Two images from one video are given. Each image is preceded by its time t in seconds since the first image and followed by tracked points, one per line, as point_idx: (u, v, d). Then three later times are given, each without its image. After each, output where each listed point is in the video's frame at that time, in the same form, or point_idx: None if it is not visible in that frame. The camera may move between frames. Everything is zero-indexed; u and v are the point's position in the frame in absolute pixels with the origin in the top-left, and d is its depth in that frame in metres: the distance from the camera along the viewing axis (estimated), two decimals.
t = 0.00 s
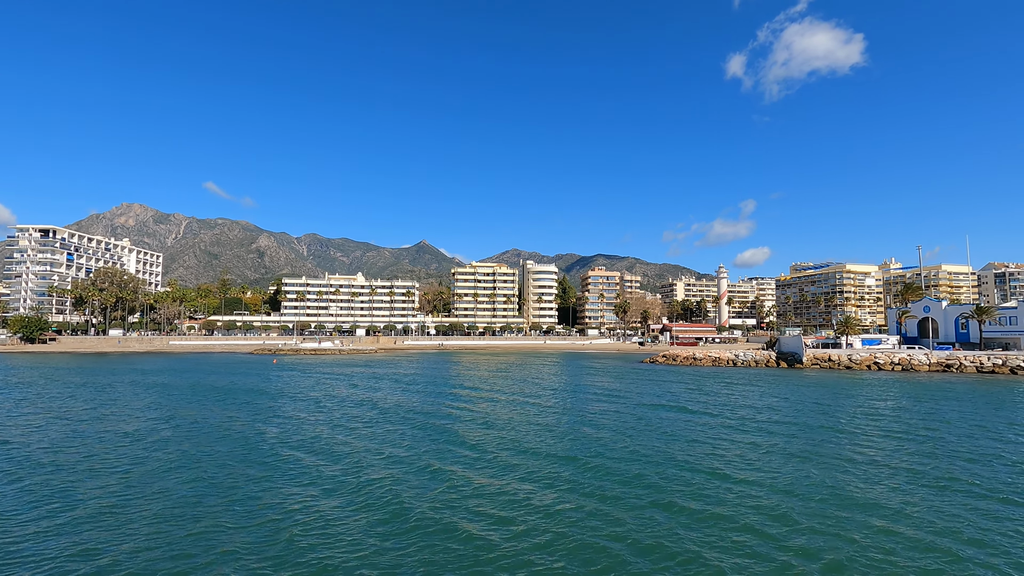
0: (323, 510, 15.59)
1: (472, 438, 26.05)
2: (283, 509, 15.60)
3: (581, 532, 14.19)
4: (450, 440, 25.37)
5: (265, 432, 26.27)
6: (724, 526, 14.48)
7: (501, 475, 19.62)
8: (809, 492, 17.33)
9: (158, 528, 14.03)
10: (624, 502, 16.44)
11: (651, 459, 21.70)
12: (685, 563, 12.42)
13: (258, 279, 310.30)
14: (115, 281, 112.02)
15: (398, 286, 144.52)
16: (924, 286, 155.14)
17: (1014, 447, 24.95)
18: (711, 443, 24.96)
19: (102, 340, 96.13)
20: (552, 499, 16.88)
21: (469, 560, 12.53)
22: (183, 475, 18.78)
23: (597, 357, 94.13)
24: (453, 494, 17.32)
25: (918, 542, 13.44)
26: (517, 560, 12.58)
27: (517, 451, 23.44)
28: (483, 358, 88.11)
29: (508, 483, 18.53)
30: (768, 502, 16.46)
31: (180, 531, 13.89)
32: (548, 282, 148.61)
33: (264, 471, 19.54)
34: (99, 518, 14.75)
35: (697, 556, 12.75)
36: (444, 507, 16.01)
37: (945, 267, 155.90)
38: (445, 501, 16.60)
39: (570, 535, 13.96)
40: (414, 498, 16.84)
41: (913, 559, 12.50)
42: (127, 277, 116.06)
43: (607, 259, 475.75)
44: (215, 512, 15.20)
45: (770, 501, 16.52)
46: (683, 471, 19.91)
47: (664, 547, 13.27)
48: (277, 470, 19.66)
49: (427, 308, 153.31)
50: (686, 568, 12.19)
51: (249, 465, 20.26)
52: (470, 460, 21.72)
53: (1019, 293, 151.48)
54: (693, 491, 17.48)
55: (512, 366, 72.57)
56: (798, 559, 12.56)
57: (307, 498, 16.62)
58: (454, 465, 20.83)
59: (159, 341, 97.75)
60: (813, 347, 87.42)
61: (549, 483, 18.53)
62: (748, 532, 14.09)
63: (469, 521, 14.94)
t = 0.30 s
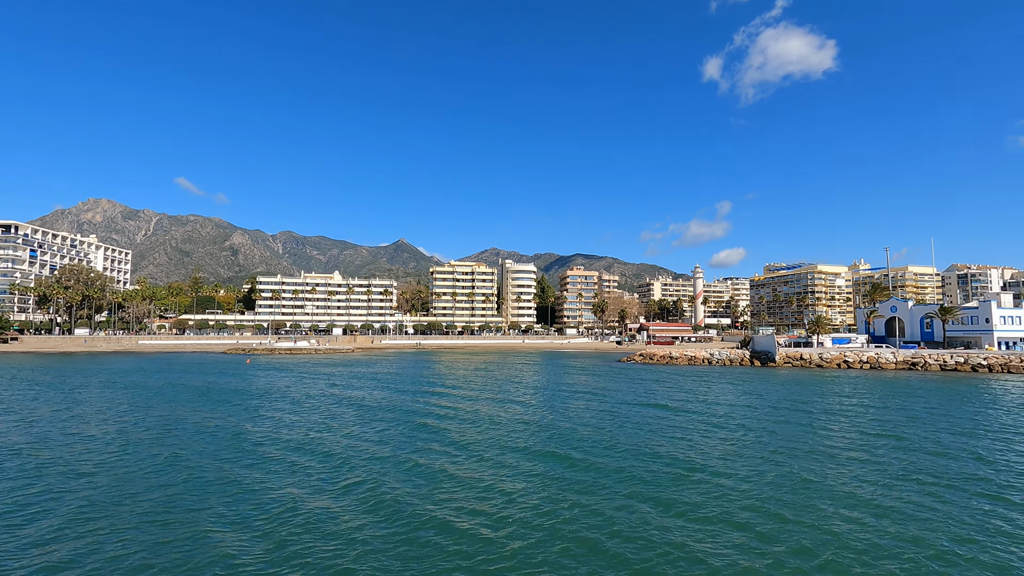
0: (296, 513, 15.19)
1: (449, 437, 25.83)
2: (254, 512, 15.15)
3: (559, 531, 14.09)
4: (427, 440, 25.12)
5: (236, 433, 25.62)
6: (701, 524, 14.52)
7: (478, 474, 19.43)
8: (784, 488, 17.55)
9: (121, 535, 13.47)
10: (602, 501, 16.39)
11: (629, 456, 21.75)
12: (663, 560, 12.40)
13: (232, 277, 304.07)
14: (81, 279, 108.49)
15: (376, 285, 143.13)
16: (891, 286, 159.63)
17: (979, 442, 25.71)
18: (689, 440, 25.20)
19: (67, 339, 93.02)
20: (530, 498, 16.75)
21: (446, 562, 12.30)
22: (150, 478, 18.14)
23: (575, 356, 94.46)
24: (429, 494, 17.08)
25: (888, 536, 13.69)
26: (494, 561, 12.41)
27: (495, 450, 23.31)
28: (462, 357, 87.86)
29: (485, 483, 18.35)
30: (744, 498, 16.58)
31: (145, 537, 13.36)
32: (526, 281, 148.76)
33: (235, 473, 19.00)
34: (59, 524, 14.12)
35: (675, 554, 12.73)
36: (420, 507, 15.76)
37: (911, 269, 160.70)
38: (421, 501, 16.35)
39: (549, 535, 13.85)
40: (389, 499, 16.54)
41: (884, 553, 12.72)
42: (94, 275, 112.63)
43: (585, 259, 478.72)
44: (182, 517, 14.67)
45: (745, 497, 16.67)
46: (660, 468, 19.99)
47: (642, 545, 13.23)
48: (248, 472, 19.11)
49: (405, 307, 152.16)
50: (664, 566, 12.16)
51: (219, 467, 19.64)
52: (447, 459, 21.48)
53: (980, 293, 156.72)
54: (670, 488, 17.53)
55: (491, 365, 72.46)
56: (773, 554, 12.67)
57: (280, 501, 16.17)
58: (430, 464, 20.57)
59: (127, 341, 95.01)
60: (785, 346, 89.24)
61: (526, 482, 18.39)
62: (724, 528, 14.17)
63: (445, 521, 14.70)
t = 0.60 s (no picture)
0: (270, 517, 14.69)
1: (428, 437, 25.55)
2: (226, 517, 14.61)
3: (541, 532, 13.90)
4: (405, 440, 24.76)
5: (207, 434, 24.87)
6: (683, 521, 14.47)
7: (458, 474, 19.12)
8: (765, 484, 17.63)
9: (94, 541, 12.97)
10: (584, 500, 16.24)
11: (609, 455, 21.68)
12: (646, 560, 12.30)
13: (204, 274, 297.36)
14: (45, 276, 104.94)
15: (353, 284, 141.51)
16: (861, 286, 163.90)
17: (948, 437, 26.36)
18: (669, 437, 25.29)
19: (29, 339, 89.61)
20: (511, 498, 16.52)
21: (426, 564, 11.99)
22: (116, 483, 17.43)
23: (554, 355, 94.67)
24: (408, 495, 16.74)
25: (869, 531, 13.80)
26: (476, 563, 12.14)
27: (475, 449, 23.06)
28: (441, 356, 87.24)
29: (469, 481, 18.25)
30: (725, 494, 16.70)
31: (109, 546, 12.76)
32: (506, 280, 148.66)
33: (205, 476, 18.37)
34: (28, 531, 13.57)
35: (658, 553, 12.63)
36: (399, 509, 15.41)
37: (880, 269, 165.22)
38: (400, 503, 16.01)
39: (531, 535, 13.63)
40: (367, 500, 16.14)
41: (866, 547, 12.83)
42: (59, 272, 108.75)
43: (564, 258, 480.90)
44: (158, 521, 14.21)
45: (726, 494, 16.70)
46: (642, 466, 19.98)
47: (628, 541, 13.29)
48: (219, 475, 18.51)
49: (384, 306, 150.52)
50: (646, 565, 12.04)
51: (189, 470, 18.98)
52: (426, 459, 21.14)
53: (944, 293, 161.74)
54: (651, 486, 17.49)
55: (470, 364, 72.03)
56: (756, 551, 12.65)
57: (253, 505, 15.65)
58: (409, 465, 20.21)
59: (95, 340, 92.11)
60: (759, 344, 90.85)
61: (507, 481, 18.17)
62: (706, 526, 14.13)
63: (424, 523, 14.38)
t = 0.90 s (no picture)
0: (241, 520, 14.27)
1: (407, 436, 25.28)
2: (197, 521, 14.15)
3: (522, 531, 13.73)
4: (383, 439, 24.50)
5: (178, 435, 24.13)
6: (662, 518, 14.43)
7: (437, 474, 18.81)
8: (744, 482, 17.67)
9: (78, 545, 12.65)
10: (564, 499, 16.11)
11: (590, 453, 21.65)
12: (625, 557, 12.24)
13: (175, 272, 290.23)
14: (7, 272, 101.17)
15: (330, 282, 139.55)
16: (831, 286, 167.89)
17: (919, 433, 26.95)
18: (649, 435, 25.34)
19: None
20: (492, 497, 16.33)
21: (404, 567, 11.71)
22: (81, 487, 16.76)
23: (533, 353, 94.80)
24: (390, 495, 16.46)
25: (849, 527, 13.86)
26: (455, 564, 11.91)
27: (454, 448, 22.84)
28: (419, 354, 86.66)
29: (457, 478, 18.30)
30: (709, 488, 17.06)
31: (72, 553, 12.24)
32: (484, 278, 148.42)
33: (176, 479, 17.79)
34: (6, 536, 13.16)
35: (639, 551, 12.58)
36: (389, 507, 15.37)
37: (850, 269, 169.39)
38: (377, 504, 15.64)
39: (510, 536, 13.45)
40: (344, 501, 15.79)
41: (846, 544, 12.86)
42: (21, 268, 104.95)
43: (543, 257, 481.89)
44: (144, 523, 13.91)
45: (710, 488, 17.06)
46: (621, 465, 19.96)
47: (619, 534, 13.50)
48: (194, 478, 17.96)
49: (361, 304, 148.89)
50: (626, 564, 11.95)
51: (158, 474, 18.32)
52: (403, 459, 20.81)
53: (910, 293, 166.73)
54: (631, 484, 17.46)
55: (449, 363, 71.75)
56: (737, 548, 12.66)
57: (225, 508, 15.18)
58: (386, 465, 19.83)
59: (60, 339, 89.16)
60: (734, 342, 92.46)
61: (487, 481, 17.97)
62: (687, 523, 14.09)
63: (412, 522, 14.27)
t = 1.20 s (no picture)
0: (212, 524, 13.74)
1: (384, 435, 24.84)
2: (165, 525, 13.56)
3: (503, 531, 13.45)
4: (360, 438, 24.00)
5: (145, 436, 23.29)
6: (644, 517, 14.29)
7: (416, 473, 18.42)
8: (728, 480, 17.54)
9: (56, 546, 12.30)
10: (545, 497, 15.90)
11: (570, 451, 21.47)
12: (609, 557, 12.06)
13: (145, 268, 282.78)
14: None
15: (306, 279, 137.36)
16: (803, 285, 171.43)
17: (892, 429, 27.46)
18: (629, 433, 25.20)
19: None
20: (472, 496, 16.04)
21: (382, 569, 11.36)
22: (52, 489, 16.19)
23: (512, 352, 94.69)
24: (375, 491, 16.38)
25: (834, 525, 13.82)
26: (436, 565, 11.58)
27: (433, 447, 22.49)
28: (397, 353, 85.89)
29: (441, 474, 18.36)
30: (692, 481, 17.40)
31: (29, 560, 11.60)
32: (463, 276, 147.89)
33: (143, 481, 17.09)
34: None
35: (623, 550, 12.41)
36: (375, 504, 15.30)
37: (822, 269, 173.04)
38: (354, 504, 15.20)
39: (491, 535, 13.17)
40: (320, 502, 15.34)
41: (834, 542, 12.77)
42: None
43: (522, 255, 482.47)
44: (126, 523, 13.60)
45: (691, 482, 17.38)
46: (602, 463, 19.76)
47: (609, 527, 13.70)
48: (173, 477, 17.59)
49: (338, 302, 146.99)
50: (609, 563, 11.78)
51: (124, 476, 17.58)
52: (380, 458, 20.35)
53: (878, 292, 171.35)
54: (612, 482, 17.31)
55: (427, 361, 71.38)
56: (721, 546, 12.57)
57: (195, 511, 14.61)
58: (362, 465, 19.35)
59: (22, 337, 86.07)
60: (709, 340, 93.76)
61: (470, 477, 17.95)
62: (671, 516, 14.37)
63: (400, 518, 14.21)
